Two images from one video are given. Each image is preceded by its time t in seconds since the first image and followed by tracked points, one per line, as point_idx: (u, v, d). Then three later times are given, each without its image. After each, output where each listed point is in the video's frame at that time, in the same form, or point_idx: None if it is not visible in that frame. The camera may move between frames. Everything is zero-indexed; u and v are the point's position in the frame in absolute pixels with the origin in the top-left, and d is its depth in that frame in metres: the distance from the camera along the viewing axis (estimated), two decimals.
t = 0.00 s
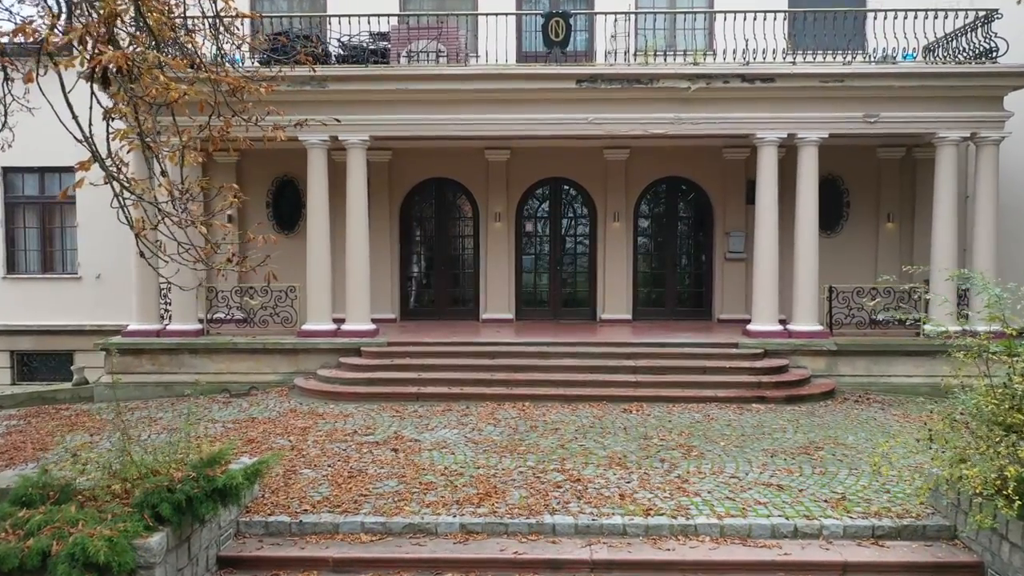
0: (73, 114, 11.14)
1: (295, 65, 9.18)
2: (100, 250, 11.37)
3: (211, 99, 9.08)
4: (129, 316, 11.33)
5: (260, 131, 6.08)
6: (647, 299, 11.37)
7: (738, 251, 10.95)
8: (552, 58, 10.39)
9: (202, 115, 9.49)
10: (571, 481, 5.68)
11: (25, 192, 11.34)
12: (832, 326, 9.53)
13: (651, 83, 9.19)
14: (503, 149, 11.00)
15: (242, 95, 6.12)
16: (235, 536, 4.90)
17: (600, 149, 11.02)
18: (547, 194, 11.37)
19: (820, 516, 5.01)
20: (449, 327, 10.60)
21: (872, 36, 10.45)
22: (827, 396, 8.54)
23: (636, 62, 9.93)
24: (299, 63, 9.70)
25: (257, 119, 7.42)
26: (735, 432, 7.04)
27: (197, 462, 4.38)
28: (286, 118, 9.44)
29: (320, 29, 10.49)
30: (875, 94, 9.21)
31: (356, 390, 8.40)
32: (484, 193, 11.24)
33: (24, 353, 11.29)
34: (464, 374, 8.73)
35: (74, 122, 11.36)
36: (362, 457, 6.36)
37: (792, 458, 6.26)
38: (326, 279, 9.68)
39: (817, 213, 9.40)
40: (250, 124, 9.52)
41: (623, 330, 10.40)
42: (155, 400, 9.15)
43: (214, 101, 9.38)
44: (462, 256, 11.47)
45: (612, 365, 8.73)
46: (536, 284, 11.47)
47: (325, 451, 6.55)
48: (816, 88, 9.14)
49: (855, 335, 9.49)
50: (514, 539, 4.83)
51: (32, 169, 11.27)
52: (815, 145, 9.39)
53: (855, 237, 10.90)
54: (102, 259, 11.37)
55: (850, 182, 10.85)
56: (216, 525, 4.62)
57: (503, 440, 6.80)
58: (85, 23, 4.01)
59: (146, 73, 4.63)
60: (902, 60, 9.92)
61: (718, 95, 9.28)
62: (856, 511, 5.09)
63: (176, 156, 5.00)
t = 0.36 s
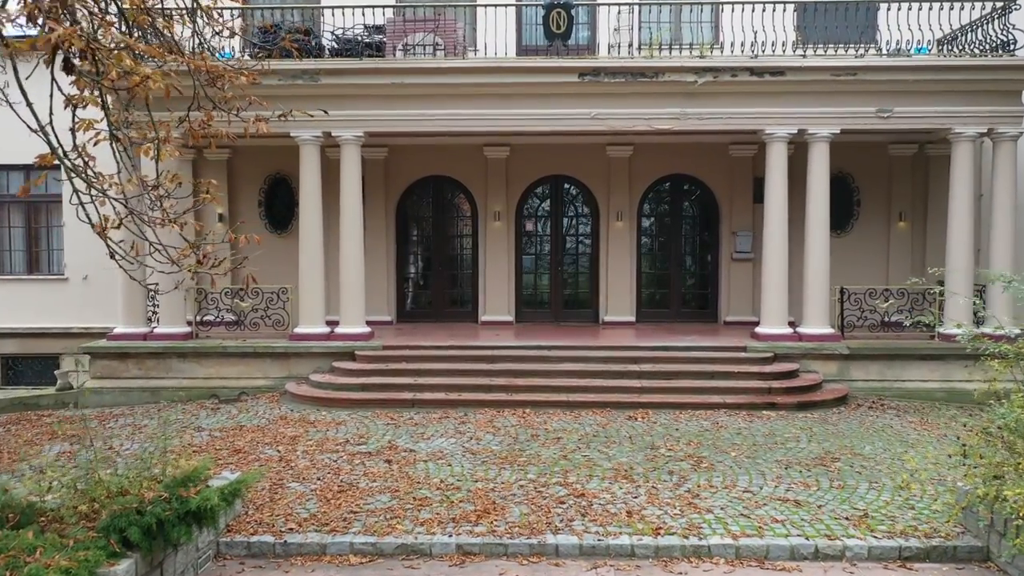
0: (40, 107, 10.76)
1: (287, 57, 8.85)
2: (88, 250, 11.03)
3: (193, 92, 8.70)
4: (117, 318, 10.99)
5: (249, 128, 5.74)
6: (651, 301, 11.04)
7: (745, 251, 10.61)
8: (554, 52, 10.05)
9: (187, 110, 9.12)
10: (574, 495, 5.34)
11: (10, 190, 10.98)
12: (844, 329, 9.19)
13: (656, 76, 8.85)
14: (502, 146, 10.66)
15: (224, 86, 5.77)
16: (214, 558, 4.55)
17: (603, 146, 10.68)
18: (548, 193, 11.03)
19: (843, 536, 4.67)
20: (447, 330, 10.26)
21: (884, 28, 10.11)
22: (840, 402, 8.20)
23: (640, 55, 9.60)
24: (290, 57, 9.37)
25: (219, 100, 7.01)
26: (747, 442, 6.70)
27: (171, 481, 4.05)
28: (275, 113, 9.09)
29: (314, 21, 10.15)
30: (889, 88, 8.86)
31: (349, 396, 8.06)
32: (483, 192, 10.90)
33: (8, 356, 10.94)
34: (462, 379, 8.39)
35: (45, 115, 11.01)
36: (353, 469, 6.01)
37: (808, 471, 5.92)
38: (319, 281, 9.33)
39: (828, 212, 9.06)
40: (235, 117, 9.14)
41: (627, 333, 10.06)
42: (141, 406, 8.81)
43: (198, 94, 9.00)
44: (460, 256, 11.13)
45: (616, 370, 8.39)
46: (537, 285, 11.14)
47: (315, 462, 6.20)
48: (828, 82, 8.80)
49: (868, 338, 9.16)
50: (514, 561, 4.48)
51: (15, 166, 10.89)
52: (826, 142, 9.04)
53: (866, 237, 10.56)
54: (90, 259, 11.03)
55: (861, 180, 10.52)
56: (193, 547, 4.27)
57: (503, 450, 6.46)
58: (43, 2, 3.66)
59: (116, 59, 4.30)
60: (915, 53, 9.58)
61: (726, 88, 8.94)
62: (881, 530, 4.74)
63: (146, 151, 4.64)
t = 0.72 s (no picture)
0: None
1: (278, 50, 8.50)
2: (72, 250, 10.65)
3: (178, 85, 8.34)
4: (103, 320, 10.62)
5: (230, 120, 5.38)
6: (655, 302, 10.71)
7: (753, 251, 10.28)
8: (555, 44, 9.69)
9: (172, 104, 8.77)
10: (579, 512, 4.99)
11: None
12: (856, 331, 8.86)
13: (662, 70, 8.51)
14: (502, 143, 10.33)
15: (204, 75, 5.42)
16: None
17: (605, 142, 10.34)
18: (549, 191, 10.69)
19: (869, 558, 4.32)
20: (444, 333, 9.92)
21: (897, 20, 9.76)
22: (853, 408, 7.86)
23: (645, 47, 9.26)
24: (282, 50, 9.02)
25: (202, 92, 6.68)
26: (759, 452, 6.36)
27: (139, 502, 3.74)
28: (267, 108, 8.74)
29: (307, 12, 9.82)
30: (904, 82, 8.52)
31: (342, 403, 7.71)
32: (482, 189, 10.55)
33: None
34: (460, 384, 8.04)
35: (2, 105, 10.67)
36: (344, 482, 5.67)
37: (826, 484, 5.57)
38: (312, 282, 8.99)
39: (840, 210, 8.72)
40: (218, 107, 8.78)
41: (631, 336, 9.72)
42: (126, 412, 8.47)
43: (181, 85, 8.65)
44: (458, 256, 10.80)
45: (620, 375, 8.06)
46: (537, 286, 10.81)
47: (303, 475, 5.87)
48: (841, 75, 8.45)
49: (881, 341, 8.82)
50: None
51: None
52: (838, 138, 8.71)
53: (878, 236, 10.23)
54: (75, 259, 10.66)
55: (872, 177, 10.19)
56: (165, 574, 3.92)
57: (502, 461, 6.12)
58: None
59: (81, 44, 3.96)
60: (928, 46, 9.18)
61: (734, 82, 8.59)
62: (909, 551, 4.40)
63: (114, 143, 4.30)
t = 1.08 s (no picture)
0: None
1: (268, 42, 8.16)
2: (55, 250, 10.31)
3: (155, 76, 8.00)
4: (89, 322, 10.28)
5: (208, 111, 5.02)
6: (659, 303, 10.38)
7: (760, 251, 9.95)
8: (556, 37, 9.34)
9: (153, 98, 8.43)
10: (583, 531, 4.66)
11: None
12: (869, 334, 8.53)
13: (667, 62, 8.17)
14: (501, 139, 9.99)
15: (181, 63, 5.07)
16: None
17: (608, 139, 10.01)
18: (549, 189, 10.35)
19: None
20: (441, 336, 9.59)
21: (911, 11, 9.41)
22: (868, 415, 7.53)
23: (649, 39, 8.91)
24: (272, 42, 8.67)
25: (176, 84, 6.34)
26: (773, 463, 6.03)
27: (101, 528, 3.44)
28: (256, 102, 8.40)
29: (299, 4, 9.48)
30: (919, 75, 8.18)
31: (333, 410, 7.38)
32: (481, 188, 10.22)
33: None
34: (457, 390, 7.71)
35: None
36: (332, 496, 5.34)
37: (846, 499, 5.24)
38: (304, 283, 8.65)
39: (852, 209, 8.41)
40: (192, 96, 8.45)
41: (635, 339, 9.39)
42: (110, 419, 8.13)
43: (154, 76, 8.34)
44: (456, 256, 10.46)
45: (624, 380, 7.73)
46: (537, 287, 10.48)
47: (290, 488, 5.54)
48: (854, 68, 8.12)
49: (895, 344, 8.49)
50: None
51: None
52: (850, 134, 8.38)
53: (889, 235, 9.91)
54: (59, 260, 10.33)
55: (884, 174, 9.86)
56: None
57: (501, 474, 5.78)
58: None
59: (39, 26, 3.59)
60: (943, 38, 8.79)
61: (743, 75, 8.26)
62: None
63: (75, 134, 3.95)
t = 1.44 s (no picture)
0: None
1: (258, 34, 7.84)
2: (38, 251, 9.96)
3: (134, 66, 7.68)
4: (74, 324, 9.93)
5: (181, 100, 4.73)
6: (663, 305, 10.06)
7: (769, 251, 9.62)
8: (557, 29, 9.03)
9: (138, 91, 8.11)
10: (589, 553, 4.33)
11: None
12: (883, 338, 8.21)
13: (674, 55, 7.84)
14: (500, 135, 9.67)
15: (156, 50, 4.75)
16: None
17: (611, 135, 9.68)
18: (550, 187, 10.03)
19: None
20: (439, 339, 9.26)
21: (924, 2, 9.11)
22: (884, 422, 7.21)
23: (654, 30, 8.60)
24: (264, 34, 8.36)
25: (152, 75, 6.05)
26: (788, 476, 5.71)
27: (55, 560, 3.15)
28: (246, 96, 8.07)
29: None
30: (936, 68, 7.86)
31: (325, 417, 7.05)
32: (480, 186, 9.89)
33: None
34: (455, 397, 7.38)
35: None
36: (320, 513, 5.01)
37: (869, 516, 4.92)
38: (296, 284, 8.32)
39: (866, 207, 8.08)
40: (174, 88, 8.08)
41: (639, 343, 9.07)
42: (93, 426, 7.80)
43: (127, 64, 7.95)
44: (454, 256, 10.14)
45: (629, 386, 7.40)
46: (538, 288, 10.16)
47: (276, 504, 5.21)
48: (868, 60, 7.79)
49: (910, 348, 8.17)
50: None
51: None
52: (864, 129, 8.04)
53: (902, 234, 9.58)
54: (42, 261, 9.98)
55: (897, 172, 9.54)
56: None
57: (500, 487, 5.46)
58: None
59: None
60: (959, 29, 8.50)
61: (752, 68, 7.93)
62: None
63: (33, 124, 3.63)
